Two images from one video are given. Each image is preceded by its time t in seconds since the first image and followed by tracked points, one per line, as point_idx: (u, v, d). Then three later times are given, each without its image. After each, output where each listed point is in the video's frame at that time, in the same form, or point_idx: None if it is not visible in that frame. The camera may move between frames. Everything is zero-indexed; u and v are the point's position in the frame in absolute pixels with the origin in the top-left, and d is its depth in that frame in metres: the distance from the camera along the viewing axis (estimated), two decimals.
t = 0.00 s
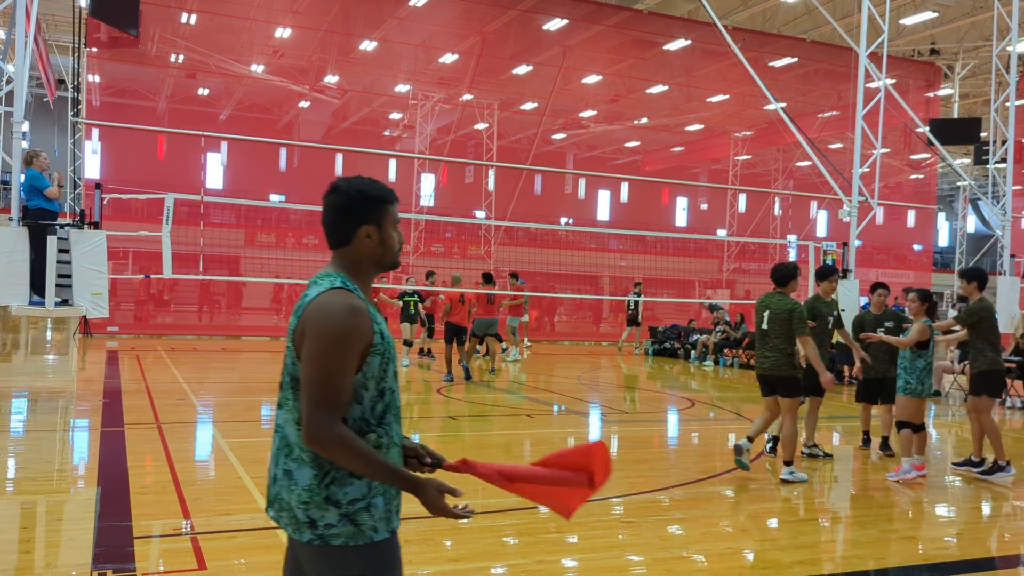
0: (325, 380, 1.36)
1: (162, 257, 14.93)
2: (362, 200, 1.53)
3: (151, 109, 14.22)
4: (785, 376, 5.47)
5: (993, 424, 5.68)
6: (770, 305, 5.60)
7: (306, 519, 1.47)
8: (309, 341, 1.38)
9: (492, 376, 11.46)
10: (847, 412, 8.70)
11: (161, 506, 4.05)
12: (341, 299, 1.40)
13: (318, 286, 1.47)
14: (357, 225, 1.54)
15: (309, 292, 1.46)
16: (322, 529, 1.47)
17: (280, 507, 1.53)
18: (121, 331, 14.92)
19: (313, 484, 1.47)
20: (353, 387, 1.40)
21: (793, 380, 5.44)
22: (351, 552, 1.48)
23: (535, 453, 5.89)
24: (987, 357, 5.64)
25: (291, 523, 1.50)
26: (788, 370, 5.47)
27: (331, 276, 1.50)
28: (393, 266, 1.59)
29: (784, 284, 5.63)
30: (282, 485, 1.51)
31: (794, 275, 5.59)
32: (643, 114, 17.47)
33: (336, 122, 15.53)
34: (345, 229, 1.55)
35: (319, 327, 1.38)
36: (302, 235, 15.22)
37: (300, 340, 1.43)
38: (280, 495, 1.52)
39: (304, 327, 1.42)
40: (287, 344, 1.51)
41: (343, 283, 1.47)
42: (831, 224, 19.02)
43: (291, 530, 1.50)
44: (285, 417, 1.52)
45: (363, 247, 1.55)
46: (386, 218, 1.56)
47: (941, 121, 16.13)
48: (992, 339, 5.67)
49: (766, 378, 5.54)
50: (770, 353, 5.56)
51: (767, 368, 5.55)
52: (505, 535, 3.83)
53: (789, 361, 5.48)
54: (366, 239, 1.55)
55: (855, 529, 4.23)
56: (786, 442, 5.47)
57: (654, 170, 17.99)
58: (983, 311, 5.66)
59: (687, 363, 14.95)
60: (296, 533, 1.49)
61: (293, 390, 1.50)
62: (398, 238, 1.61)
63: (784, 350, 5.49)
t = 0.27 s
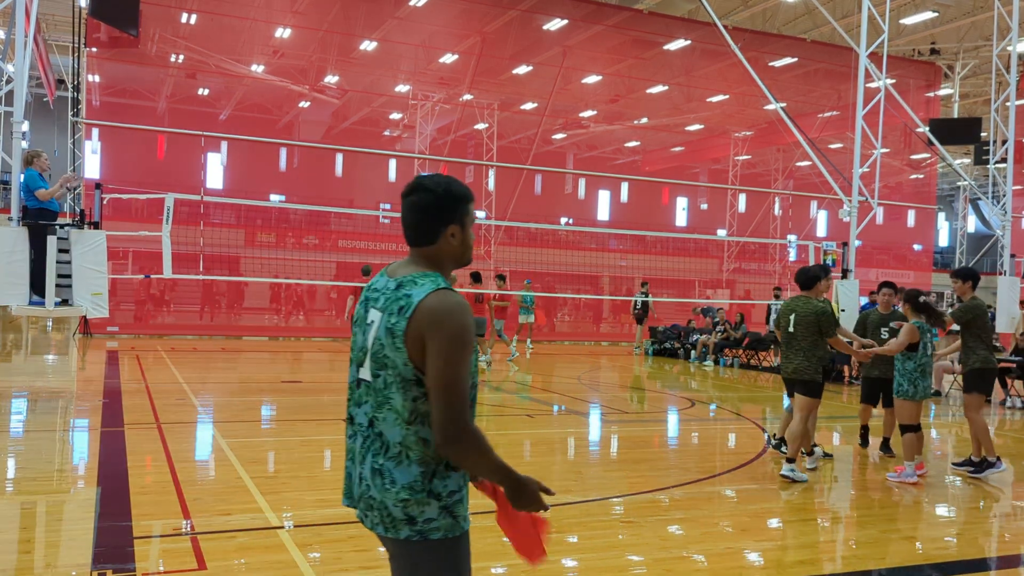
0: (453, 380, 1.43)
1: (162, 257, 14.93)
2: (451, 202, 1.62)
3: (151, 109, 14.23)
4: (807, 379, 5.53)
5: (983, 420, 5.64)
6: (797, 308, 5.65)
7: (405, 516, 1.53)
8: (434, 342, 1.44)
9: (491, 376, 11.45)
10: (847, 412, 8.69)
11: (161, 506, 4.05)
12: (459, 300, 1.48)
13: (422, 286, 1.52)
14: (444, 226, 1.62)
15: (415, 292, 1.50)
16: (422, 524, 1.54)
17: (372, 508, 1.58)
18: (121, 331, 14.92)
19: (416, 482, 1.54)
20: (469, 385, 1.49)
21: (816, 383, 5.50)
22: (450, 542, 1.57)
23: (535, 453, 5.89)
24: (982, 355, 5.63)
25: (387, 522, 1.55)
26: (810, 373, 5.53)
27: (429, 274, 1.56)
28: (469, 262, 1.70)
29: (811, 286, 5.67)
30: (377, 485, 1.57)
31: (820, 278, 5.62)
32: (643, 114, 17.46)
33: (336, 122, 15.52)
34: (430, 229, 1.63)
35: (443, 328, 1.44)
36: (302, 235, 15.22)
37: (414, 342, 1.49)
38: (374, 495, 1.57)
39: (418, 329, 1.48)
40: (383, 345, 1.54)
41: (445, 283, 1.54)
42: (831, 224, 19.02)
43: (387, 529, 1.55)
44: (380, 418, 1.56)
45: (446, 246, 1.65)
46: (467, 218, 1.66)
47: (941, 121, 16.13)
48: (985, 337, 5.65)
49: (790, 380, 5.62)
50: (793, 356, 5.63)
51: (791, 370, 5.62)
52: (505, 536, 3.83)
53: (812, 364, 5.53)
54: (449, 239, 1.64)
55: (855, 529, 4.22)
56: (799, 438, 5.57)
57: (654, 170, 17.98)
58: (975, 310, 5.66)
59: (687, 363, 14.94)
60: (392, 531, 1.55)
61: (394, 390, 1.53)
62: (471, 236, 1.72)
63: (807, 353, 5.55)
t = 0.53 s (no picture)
0: (540, 376, 1.62)
1: (161, 257, 14.93)
2: (515, 212, 1.76)
3: (151, 109, 14.24)
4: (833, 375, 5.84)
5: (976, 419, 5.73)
6: (813, 307, 5.94)
7: (489, 515, 1.67)
8: (523, 343, 1.60)
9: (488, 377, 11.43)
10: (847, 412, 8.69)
11: (160, 506, 4.05)
12: (539, 304, 1.65)
13: (500, 291, 1.67)
14: (508, 233, 1.76)
15: (495, 297, 1.65)
16: (503, 520, 1.69)
17: (450, 511, 1.69)
18: (121, 331, 14.91)
19: (497, 480, 1.68)
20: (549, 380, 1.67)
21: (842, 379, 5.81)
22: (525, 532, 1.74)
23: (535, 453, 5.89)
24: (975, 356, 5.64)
25: (470, 523, 1.68)
26: (834, 369, 5.84)
27: (502, 280, 1.71)
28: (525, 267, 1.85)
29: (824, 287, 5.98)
30: (456, 488, 1.68)
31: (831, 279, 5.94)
32: (643, 114, 17.47)
33: (336, 122, 15.52)
34: (494, 237, 1.76)
35: (529, 330, 1.61)
36: (302, 235, 15.22)
37: (500, 344, 1.64)
38: (454, 499, 1.69)
39: (504, 331, 1.63)
40: (465, 349, 1.66)
41: (518, 287, 1.70)
42: (831, 224, 19.02)
43: (469, 530, 1.68)
44: (459, 422, 1.69)
45: (507, 253, 1.78)
46: (524, 225, 1.81)
47: (941, 121, 16.14)
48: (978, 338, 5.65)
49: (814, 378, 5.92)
50: (815, 354, 5.93)
51: (814, 368, 5.93)
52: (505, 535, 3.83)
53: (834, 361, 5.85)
54: (512, 246, 1.78)
55: (855, 529, 4.23)
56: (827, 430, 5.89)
57: (654, 170, 17.98)
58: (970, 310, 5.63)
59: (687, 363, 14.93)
60: (475, 531, 1.68)
61: (477, 392, 1.66)
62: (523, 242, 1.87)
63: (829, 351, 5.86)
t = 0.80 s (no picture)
0: (582, 362, 1.67)
1: (162, 257, 14.94)
2: (555, 213, 1.83)
3: (151, 109, 14.24)
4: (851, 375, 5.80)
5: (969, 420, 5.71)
6: (834, 307, 5.88)
7: (555, 494, 1.72)
8: (565, 331, 1.66)
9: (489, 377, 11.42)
10: (847, 412, 8.69)
11: (160, 506, 4.05)
12: (581, 292, 1.70)
13: (542, 285, 1.73)
14: (548, 234, 1.83)
15: (540, 290, 1.71)
16: (569, 500, 1.73)
17: (517, 494, 1.73)
18: (121, 331, 14.91)
19: (561, 461, 1.73)
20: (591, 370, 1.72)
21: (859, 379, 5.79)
22: (589, 516, 1.78)
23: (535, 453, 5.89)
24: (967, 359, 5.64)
25: (537, 503, 1.72)
26: (851, 369, 5.80)
27: (544, 275, 1.77)
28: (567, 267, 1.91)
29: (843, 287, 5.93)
30: (523, 472, 1.73)
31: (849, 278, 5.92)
32: (643, 114, 17.47)
33: (336, 122, 15.52)
34: (537, 238, 1.83)
35: (573, 317, 1.66)
36: (302, 235, 15.23)
37: (545, 334, 1.70)
38: (519, 482, 1.73)
39: (551, 320, 1.68)
40: (516, 340, 1.73)
41: (560, 281, 1.76)
42: (831, 224, 19.02)
43: (537, 510, 1.72)
44: (519, 410, 1.74)
45: (550, 254, 1.85)
46: (565, 226, 1.87)
47: (941, 121, 16.13)
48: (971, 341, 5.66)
49: (830, 377, 5.87)
50: (832, 353, 5.87)
51: (830, 367, 5.87)
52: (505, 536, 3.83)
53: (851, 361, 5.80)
54: (553, 248, 1.85)
55: (855, 529, 4.23)
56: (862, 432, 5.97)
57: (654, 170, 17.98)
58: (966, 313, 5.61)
59: (687, 364, 14.93)
60: (542, 510, 1.72)
61: (532, 379, 1.72)
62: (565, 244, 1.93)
63: (845, 350, 5.82)
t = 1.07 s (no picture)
0: (621, 363, 1.72)
1: (161, 257, 14.93)
2: (611, 219, 1.90)
3: (151, 109, 14.24)
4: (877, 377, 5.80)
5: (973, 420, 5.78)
6: (860, 310, 5.90)
7: (595, 489, 1.78)
8: (608, 331, 1.72)
9: (489, 377, 11.42)
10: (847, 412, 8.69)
11: (160, 506, 4.05)
12: (629, 296, 1.76)
13: (593, 287, 1.80)
14: (603, 238, 1.90)
15: (589, 292, 1.78)
16: (608, 496, 1.79)
17: (559, 486, 1.81)
18: (121, 331, 14.91)
19: (603, 458, 1.79)
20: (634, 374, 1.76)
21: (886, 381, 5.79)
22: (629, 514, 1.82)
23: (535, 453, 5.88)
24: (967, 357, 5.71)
25: (577, 496, 1.79)
26: (876, 370, 5.81)
27: (595, 279, 1.84)
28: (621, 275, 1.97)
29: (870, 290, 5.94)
30: (566, 466, 1.80)
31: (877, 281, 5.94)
32: (643, 114, 17.47)
33: (336, 122, 15.52)
34: (594, 243, 1.90)
35: (618, 319, 1.72)
36: (302, 235, 15.23)
37: (591, 332, 1.76)
38: (563, 475, 1.81)
39: (597, 320, 1.75)
40: (563, 338, 1.80)
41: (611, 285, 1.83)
42: (831, 224, 19.02)
43: (577, 503, 1.79)
44: (564, 406, 1.81)
45: (606, 259, 1.92)
46: (619, 235, 1.94)
47: (941, 121, 16.12)
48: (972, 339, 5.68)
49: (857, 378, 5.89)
50: (858, 355, 5.89)
51: (856, 369, 5.90)
52: (505, 536, 3.83)
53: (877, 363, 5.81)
54: (610, 254, 1.92)
55: (855, 529, 4.23)
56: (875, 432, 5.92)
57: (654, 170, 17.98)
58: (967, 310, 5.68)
59: (687, 363, 14.92)
60: (582, 503, 1.79)
61: (576, 377, 1.79)
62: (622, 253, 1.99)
63: (871, 352, 5.83)
